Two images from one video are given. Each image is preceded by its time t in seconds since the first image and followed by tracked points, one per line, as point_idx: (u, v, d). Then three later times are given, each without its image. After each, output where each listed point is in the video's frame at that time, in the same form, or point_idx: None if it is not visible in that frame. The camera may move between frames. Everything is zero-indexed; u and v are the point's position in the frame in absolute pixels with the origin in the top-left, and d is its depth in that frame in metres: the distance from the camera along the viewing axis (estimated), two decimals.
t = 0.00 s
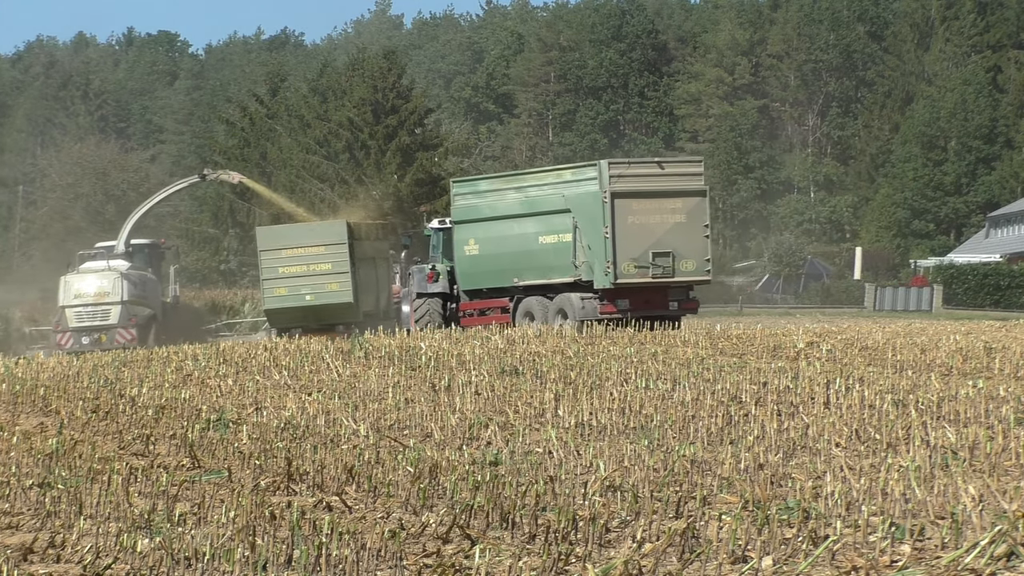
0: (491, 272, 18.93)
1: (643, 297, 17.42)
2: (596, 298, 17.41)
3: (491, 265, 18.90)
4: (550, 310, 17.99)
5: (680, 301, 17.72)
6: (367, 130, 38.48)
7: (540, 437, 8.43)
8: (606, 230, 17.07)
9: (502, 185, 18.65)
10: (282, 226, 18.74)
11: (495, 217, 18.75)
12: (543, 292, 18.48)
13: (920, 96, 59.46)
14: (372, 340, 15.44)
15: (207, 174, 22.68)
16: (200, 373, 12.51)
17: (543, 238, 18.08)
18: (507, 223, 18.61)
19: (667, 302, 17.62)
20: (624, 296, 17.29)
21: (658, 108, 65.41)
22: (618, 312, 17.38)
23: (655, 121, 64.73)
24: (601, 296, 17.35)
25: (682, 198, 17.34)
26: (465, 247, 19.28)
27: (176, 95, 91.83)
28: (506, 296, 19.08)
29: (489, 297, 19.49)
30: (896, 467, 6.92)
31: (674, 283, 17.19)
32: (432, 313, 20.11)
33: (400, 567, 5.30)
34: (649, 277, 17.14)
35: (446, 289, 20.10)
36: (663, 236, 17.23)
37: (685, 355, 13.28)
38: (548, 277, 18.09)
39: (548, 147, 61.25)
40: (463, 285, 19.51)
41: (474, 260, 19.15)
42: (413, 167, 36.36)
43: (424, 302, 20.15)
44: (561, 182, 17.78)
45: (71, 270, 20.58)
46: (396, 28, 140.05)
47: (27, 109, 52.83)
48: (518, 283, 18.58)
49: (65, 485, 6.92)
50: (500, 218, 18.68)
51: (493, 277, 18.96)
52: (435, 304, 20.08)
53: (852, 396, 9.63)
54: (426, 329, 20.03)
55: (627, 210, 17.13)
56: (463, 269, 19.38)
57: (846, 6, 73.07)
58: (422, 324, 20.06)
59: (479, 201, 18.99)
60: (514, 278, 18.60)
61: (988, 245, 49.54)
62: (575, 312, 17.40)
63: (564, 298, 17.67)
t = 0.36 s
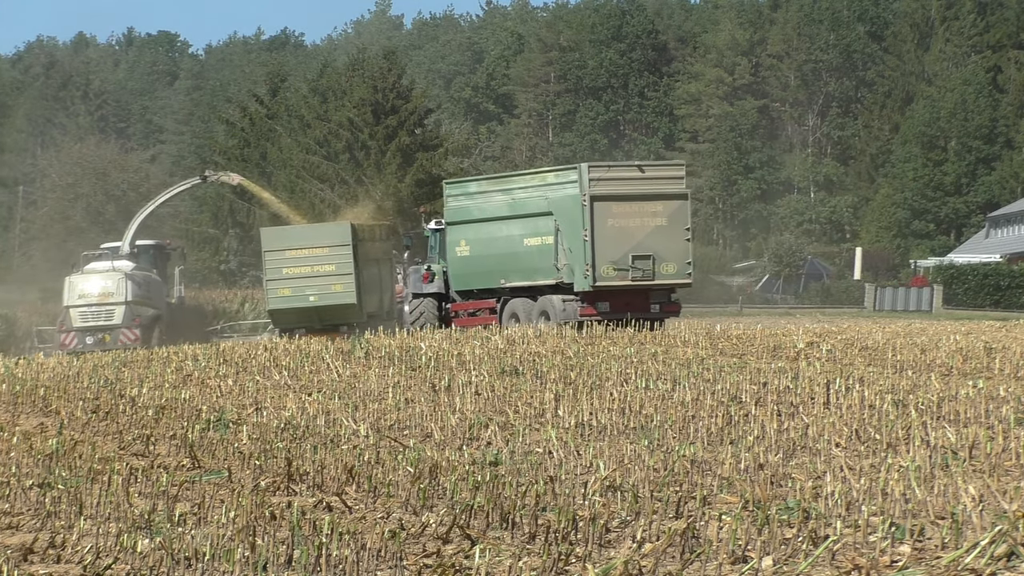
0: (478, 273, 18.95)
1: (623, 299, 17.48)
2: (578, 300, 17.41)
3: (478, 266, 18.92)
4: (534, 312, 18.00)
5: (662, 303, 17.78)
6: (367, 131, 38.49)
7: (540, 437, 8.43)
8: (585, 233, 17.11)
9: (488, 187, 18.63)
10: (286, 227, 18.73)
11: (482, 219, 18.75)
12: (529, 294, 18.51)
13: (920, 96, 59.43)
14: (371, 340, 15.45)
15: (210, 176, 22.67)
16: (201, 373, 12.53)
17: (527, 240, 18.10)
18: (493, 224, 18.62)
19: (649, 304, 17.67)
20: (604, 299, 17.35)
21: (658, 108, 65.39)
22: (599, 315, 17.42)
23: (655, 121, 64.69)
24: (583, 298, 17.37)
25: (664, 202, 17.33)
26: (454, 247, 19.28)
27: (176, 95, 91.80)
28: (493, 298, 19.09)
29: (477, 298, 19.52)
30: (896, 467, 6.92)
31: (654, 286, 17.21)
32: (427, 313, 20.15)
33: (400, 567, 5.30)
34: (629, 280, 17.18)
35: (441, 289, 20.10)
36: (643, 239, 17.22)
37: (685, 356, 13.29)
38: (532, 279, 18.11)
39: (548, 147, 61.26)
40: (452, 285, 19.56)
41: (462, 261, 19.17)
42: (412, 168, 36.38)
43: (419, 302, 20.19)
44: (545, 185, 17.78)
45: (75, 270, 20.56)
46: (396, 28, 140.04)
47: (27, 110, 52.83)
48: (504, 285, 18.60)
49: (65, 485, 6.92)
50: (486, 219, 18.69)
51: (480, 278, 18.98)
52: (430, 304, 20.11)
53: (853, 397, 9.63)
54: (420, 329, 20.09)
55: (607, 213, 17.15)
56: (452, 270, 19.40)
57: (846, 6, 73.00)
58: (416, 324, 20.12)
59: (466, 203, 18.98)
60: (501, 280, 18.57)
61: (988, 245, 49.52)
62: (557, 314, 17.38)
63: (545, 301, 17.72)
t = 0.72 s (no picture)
0: (470, 274, 18.98)
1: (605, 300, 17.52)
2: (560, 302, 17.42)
3: (469, 268, 18.95)
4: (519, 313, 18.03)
5: (644, 305, 17.84)
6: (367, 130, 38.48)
7: (540, 437, 8.43)
8: (565, 235, 17.09)
9: (476, 189, 18.62)
10: (290, 227, 18.70)
11: (471, 221, 18.78)
12: (515, 296, 18.56)
13: (920, 96, 59.40)
14: (372, 340, 15.44)
15: (214, 176, 22.70)
16: (200, 373, 12.51)
17: (513, 242, 18.09)
18: (482, 226, 18.63)
19: (631, 306, 17.73)
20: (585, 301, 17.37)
21: (658, 108, 65.38)
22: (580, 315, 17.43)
23: (654, 121, 64.68)
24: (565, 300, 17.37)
25: (644, 203, 17.39)
26: (447, 248, 19.32)
27: (176, 95, 91.72)
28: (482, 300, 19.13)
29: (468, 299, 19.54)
30: (896, 467, 6.92)
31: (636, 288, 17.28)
32: (425, 312, 20.16)
33: (399, 567, 5.30)
34: (609, 281, 17.21)
35: (439, 288, 20.08)
36: (623, 241, 17.26)
37: (685, 355, 13.26)
38: (518, 281, 18.10)
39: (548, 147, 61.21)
40: (448, 286, 19.61)
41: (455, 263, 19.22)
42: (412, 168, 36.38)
43: (417, 302, 20.21)
44: (529, 187, 17.76)
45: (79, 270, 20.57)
46: (396, 28, 139.99)
47: (26, 109, 52.74)
48: (493, 286, 18.60)
49: (65, 485, 6.92)
50: (475, 221, 18.71)
51: (470, 280, 19.02)
52: (428, 303, 20.13)
53: (853, 396, 9.63)
54: (418, 329, 20.12)
55: (588, 215, 17.13)
56: (446, 271, 19.46)
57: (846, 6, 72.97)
58: (415, 323, 20.16)
59: (457, 205, 19.00)
60: (490, 281, 18.60)
61: (988, 245, 49.49)
62: (540, 316, 17.36)
63: (529, 302, 17.74)
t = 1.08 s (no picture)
0: (462, 274, 18.99)
1: (589, 301, 17.55)
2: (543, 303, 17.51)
3: (461, 268, 18.97)
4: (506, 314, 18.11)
5: (628, 306, 17.83)
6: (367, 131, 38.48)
7: (540, 437, 8.42)
8: (546, 237, 17.16)
9: (468, 191, 18.62)
10: (292, 227, 18.71)
11: (462, 222, 18.79)
12: (505, 297, 18.58)
13: (920, 96, 59.39)
14: (372, 340, 15.42)
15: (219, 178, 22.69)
16: (200, 373, 12.51)
17: (502, 243, 18.07)
18: (473, 227, 18.63)
19: (615, 308, 17.75)
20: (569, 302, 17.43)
21: (658, 108, 65.40)
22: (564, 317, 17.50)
23: (654, 121, 64.69)
24: (548, 301, 17.43)
25: (628, 205, 17.33)
26: (442, 249, 19.33)
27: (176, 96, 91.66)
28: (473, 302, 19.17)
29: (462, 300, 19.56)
30: (895, 467, 6.92)
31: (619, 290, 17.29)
32: (424, 312, 20.16)
33: (400, 567, 5.30)
34: (591, 283, 17.23)
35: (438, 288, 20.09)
36: (606, 243, 17.24)
37: (685, 356, 13.25)
38: (505, 282, 18.09)
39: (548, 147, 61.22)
40: (443, 287, 19.64)
41: (448, 263, 19.23)
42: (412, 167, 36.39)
43: (416, 302, 20.22)
44: (517, 189, 17.75)
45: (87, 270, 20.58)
46: (396, 28, 139.99)
47: (27, 110, 52.75)
48: (483, 287, 18.61)
49: (65, 485, 6.92)
50: (466, 223, 18.71)
51: (463, 280, 19.02)
52: (427, 303, 20.13)
53: (852, 396, 9.63)
54: (417, 330, 20.14)
55: (570, 217, 17.16)
56: (441, 271, 19.48)
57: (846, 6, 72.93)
58: (414, 323, 20.18)
59: (450, 206, 19.02)
60: (480, 282, 18.61)
61: (988, 245, 49.46)
62: (524, 317, 17.50)
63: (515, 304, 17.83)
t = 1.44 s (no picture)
0: (453, 275, 18.99)
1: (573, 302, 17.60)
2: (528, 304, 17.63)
3: (453, 270, 18.96)
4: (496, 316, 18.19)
5: (614, 306, 17.84)
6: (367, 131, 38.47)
7: (540, 437, 8.41)
8: (529, 239, 17.20)
9: (460, 193, 18.60)
10: (295, 228, 18.69)
11: (454, 224, 18.77)
12: (494, 298, 18.63)
13: (920, 96, 59.36)
14: (372, 340, 15.40)
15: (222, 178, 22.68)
16: (200, 373, 12.49)
17: (491, 245, 18.06)
18: (464, 229, 18.61)
19: (600, 308, 17.77)
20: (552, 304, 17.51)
21: (658, 108, 65.39)
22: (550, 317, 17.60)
23: (655, 121, 64.68)
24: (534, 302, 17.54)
25: (611, 207, 17.33)
26: (436, 250, 19.31)
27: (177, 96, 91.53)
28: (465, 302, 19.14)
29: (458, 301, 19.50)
30: (895, 467, 6.90)
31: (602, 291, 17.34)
32: (425, 312, 20.16)
33: (399, 567, 5.29)
34: (574, 284, 17.29)
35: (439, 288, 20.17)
36: (588, 244, 17.27)
37: (685, 356, 13.23)
38: (495, 283, 18.10)
39: (548, 147, 61.17)
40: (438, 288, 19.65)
41: (442, 264, 19.22)
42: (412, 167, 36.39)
43: (417, 302, 20.23)
44: (505, 190, 17.72)
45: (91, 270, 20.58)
46: (396, 28, 139.94)
47: (27, 110, 52.71)
48: (474, 288, 18.63)
49: (65, 485, 6.92)
50: (458, 224, 18.69)
51: (455, 281, 19.02)
52: (428, 303, 20.14)
53: (854, 397, 9.62)
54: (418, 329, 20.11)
55: (553, 219, 17.21)
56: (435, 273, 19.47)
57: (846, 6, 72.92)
58: (415, 323, 20.18)
59: (443, 208, 18.99)
60: (471, 284, 18.61)
61: (988, 245, 49.41)
62: (510, 318, 17.78)
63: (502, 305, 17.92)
